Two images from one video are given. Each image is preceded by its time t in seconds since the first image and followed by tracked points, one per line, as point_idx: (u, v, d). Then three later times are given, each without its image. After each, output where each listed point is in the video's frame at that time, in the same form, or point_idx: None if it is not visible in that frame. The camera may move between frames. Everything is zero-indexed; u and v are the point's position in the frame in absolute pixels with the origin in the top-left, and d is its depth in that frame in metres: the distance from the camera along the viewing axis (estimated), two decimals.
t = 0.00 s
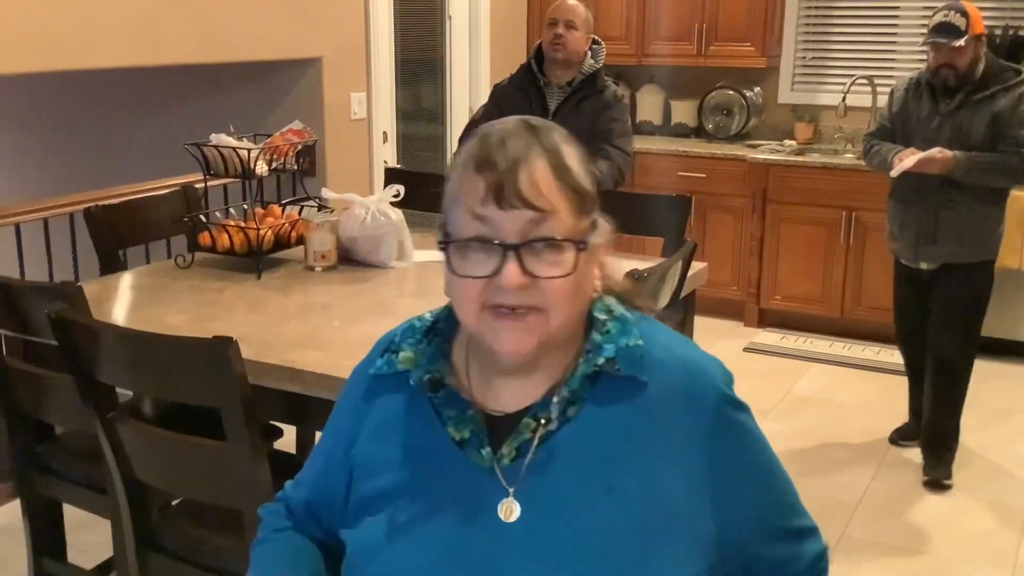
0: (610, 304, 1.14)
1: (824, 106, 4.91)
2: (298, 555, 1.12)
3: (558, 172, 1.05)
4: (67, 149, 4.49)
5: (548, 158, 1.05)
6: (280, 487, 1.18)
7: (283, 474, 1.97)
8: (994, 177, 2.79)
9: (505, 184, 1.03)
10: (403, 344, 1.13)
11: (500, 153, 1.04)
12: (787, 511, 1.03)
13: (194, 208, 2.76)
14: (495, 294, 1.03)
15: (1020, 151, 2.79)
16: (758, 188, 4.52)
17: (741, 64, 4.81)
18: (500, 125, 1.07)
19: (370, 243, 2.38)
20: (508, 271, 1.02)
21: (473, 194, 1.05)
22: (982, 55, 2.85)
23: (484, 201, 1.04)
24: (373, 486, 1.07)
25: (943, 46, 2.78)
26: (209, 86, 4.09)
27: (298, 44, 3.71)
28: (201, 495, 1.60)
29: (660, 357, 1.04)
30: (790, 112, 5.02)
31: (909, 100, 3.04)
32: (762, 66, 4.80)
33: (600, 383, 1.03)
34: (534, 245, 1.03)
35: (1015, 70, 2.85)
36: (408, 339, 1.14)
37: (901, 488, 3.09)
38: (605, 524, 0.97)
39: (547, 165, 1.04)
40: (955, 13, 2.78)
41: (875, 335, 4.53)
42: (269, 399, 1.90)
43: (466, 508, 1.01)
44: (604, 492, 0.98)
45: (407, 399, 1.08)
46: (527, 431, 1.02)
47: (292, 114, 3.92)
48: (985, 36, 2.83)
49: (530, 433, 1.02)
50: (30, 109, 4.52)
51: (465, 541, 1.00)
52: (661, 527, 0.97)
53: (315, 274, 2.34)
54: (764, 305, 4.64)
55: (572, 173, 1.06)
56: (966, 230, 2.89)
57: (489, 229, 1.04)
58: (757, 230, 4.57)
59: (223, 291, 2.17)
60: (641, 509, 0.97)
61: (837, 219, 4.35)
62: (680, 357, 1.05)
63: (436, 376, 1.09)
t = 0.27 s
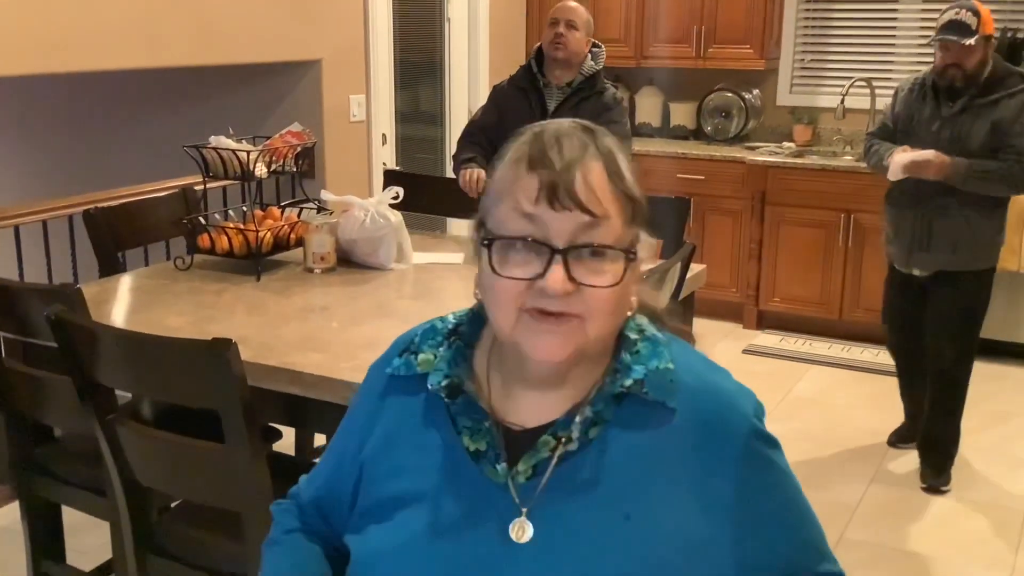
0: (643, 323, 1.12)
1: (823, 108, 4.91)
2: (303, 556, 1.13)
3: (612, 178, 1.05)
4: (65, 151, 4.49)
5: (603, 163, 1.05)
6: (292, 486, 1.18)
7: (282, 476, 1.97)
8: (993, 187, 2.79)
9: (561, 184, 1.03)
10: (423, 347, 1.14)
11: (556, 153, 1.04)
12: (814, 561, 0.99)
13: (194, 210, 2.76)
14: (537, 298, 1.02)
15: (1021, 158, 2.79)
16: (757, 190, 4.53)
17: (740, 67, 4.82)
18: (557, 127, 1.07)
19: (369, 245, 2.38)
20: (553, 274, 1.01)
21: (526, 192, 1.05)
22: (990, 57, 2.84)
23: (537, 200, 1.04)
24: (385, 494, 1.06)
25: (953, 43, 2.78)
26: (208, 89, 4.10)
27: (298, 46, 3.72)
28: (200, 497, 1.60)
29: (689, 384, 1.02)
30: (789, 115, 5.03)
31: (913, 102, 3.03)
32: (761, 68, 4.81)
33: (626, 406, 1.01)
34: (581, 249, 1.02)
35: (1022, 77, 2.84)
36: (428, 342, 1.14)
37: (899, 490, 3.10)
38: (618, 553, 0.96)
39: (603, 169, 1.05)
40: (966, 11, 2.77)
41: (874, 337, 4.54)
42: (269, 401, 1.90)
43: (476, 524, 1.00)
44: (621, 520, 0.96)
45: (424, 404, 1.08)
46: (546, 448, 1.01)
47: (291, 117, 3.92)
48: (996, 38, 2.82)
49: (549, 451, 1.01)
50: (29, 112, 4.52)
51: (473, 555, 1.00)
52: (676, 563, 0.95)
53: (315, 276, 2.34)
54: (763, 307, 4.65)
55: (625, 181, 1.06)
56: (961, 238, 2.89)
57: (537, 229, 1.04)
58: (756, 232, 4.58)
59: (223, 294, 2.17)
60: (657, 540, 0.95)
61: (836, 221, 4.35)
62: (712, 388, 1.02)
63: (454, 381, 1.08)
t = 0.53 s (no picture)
0: (629, 337, 1.12)
1: (822, 109, 4.92)
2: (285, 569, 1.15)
3: (602, 188, 1.05)
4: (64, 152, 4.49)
5: (593, 172, 1.05)
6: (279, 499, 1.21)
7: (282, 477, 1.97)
8: (993, 192, 2.80)
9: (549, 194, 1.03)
10: (402, 357, 1.17)
11: (545, 162, 1.04)
12: None
13: (193, 211, 2.76)
14: (523, 311, 1.02)
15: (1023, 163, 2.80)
16: (756, 192, 4.53)
17: (740, 68, 4.82)
18: (545, 134, 1.07)
19: (369, 246, 2.38)
20: (540, 287, 1.01)
21: (513, 202, 1.04)
22: (993, 61, 2.84)
23: (525, 209, 1.04)
24: (364, 511, 1.07)
25: (956, 45, 2.78)
26: (208, 89, 4.10)
27: (298, 47, 3.72)
28: (200, 498, 1.60)
29: (673, 400, 1.02)
30: (789, 116, 5.03)
31: (912, 104, 3.02)
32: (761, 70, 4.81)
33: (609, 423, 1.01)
34: (568, 262, 1.03)
35: None
36: (408, 352, 1.17)
37: (899, 492, 3.10)
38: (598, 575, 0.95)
39: (592, 178, 1.05)
40: (970, 14, 2.79)
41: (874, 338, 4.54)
42: (267, 403, 1.90)
43: (454, 543, 1.00)
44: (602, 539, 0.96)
45: (403, 418, 1.10)
46: (526, 466, 1.01)
47: (291, 117, 3.93)
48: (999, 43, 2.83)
49: (529, 468, 1.01)
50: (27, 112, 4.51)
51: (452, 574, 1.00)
52: None
53: (314, 277, 2.34)
54: (763, 309, 4.65)
55: (614, 191, 1.06)
56: (959, 244, 2.90)
57: (524, 241, 1.04)
58: (755, 234, 4.58)
59: (222, 295, 2.17)
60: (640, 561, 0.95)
61: (836, 222, 4.35)
62: (696, 404, 1.02)
63: (432, 394, 1.09)
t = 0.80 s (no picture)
0: (584, 331, 1.16)
1: (822, 111, 4.92)
2: None
3: (542, 182, 1.09)
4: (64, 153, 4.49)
5: (533, 166, 1.09)
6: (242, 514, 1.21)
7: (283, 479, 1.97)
8: (990, 191, 2.80)
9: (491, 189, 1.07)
10: (361, 360, 1.19)
11: (484, 160, 1.08)
12: (761, 547, 1.01)
13: (194, 213, 2.76)
14: (471, 305, 1.06)
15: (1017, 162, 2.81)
16: (756, 194, 4.53)
17: (739, 70, 4.82)
18: (485, 133, 1.11)
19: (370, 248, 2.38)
20: (485, 282, 1.05)
21: (455, 201, 1.08)
22: (980, 61, 2.85)
23: (467, 207, 1.07)
24: (327, 512, 1.09)
25: (948, 43, 2.77)
26: (208, 91, 4.10)
27: (298, 49, 3.72)
28: (200, 499, 1.60)
29: (627, 383, 1.06)
30: (789, 118, 5.03)
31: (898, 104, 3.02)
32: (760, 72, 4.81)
33: (564, 408, 1.04)
34: (512, 255, 1.06)
35: (1010, 79, 2.86)
36: (366, 356, 1.19)
37: (899, 493, 3.10)
38: (560, 555, 0.97)
39: (532, 172, 1.08)
40: (960, 12, 2.78)
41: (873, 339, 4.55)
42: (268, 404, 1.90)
43: (418, 535, 1.02)
44: (563, 520, 0.98)
45: (363, 417, 1.12)
46: (485, 454, 1.03)
47: (292, 119, 3.94)
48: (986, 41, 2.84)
49: (488, 456, 1.03)
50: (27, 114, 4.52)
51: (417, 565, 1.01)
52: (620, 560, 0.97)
53: (315, 279, 2.34)
54: (763, 310, 4.65)
55: (555, 183, 1.10)
56: (954, 243, 2.90)
57: (468, 238, 1.07)
58: (755, 236, 4.58)
59: (223, 296, 2.18)
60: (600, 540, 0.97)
61: (836, 224, 4.36)
62: (649, 386, 1.06)
63: (390, 392, 1.12)
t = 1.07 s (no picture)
0: (559, 334, 1.13)
1: (822, 113, 4.93)
2: None
3: (492, 195, 1.04)
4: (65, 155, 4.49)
5: (481, 180, 1.05)
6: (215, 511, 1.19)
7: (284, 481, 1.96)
8: (984, 186, 2.83)
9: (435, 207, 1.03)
10: (337, 357, 1.17)
11: (429, 177, 1.04)
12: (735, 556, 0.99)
13: (194, 215, 2.76)
14: (423, 324, 1.03)
15: (1005, 156, 2.84)
16: (757, 196, 4.54)
17: (739, 72, 4.83)
18: (437, 143, 1.07)
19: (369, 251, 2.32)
20: (433, 301, 1.02)
21: (403, 219, 1.05)
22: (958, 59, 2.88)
23: (414, 225, 1.04)
24: (297, 510, 1.07)
25: (926, 38, 2.79)
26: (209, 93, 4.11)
27: (299, 51, 3.73)
28: (201, 501, 1.61)
29: (602, 386, 1.04)
30: (789, 120, 5.04)
31: (878, 108, 3.04)
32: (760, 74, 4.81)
33: (537, 410, 1.02)
34: (463, 272, 1.02)
35: (988, 76, 2.90)
36: (342, 353, 1.17)
37: (898, 495, 3.10)
38: (532, 555, 0.95)
39: (479, 187, 1.04)
40: (936, 10, 2.82)
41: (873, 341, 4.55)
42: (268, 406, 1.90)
43: (387, 533, 1.00)
44: (537, 520, 0.96)
45: (336, 415, 1.10)
46: (456, 454, 1.01)
47: (292, 121, 3.94)
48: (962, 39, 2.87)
49: (460, 456, 1.01)
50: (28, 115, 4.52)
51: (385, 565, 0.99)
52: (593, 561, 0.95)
53: (315, 281, 2.34)
54: (763, 312, 4.65)
55: (507, 194, 1.05)
56: (946, 240, 2.92)
57: (417, 256, 1.04)
58: (756, 238, 4.58)
59: (224, 298, 2.18)
60: (573, 541, 0.95)
61: (836, 226, 4.36)
62: (625, 390, 1.04)
63: (364, 392, 1.11)
